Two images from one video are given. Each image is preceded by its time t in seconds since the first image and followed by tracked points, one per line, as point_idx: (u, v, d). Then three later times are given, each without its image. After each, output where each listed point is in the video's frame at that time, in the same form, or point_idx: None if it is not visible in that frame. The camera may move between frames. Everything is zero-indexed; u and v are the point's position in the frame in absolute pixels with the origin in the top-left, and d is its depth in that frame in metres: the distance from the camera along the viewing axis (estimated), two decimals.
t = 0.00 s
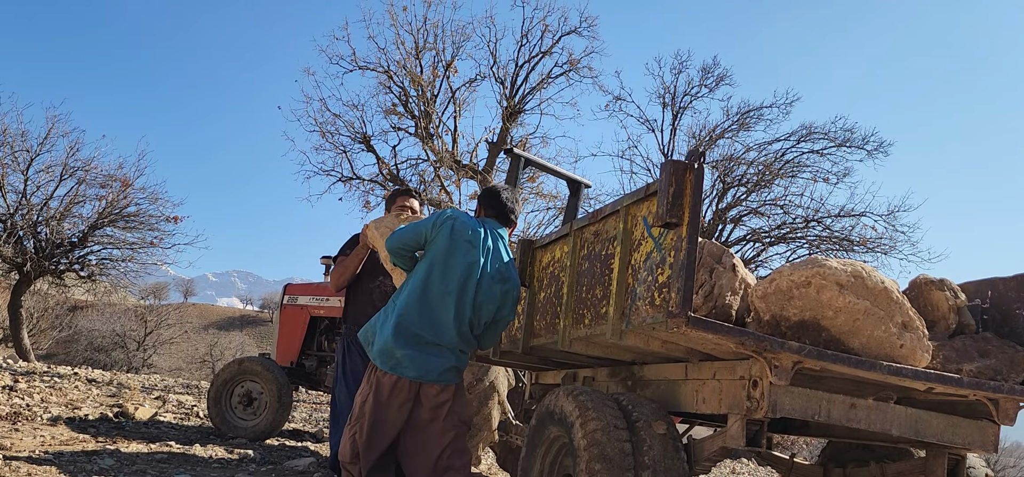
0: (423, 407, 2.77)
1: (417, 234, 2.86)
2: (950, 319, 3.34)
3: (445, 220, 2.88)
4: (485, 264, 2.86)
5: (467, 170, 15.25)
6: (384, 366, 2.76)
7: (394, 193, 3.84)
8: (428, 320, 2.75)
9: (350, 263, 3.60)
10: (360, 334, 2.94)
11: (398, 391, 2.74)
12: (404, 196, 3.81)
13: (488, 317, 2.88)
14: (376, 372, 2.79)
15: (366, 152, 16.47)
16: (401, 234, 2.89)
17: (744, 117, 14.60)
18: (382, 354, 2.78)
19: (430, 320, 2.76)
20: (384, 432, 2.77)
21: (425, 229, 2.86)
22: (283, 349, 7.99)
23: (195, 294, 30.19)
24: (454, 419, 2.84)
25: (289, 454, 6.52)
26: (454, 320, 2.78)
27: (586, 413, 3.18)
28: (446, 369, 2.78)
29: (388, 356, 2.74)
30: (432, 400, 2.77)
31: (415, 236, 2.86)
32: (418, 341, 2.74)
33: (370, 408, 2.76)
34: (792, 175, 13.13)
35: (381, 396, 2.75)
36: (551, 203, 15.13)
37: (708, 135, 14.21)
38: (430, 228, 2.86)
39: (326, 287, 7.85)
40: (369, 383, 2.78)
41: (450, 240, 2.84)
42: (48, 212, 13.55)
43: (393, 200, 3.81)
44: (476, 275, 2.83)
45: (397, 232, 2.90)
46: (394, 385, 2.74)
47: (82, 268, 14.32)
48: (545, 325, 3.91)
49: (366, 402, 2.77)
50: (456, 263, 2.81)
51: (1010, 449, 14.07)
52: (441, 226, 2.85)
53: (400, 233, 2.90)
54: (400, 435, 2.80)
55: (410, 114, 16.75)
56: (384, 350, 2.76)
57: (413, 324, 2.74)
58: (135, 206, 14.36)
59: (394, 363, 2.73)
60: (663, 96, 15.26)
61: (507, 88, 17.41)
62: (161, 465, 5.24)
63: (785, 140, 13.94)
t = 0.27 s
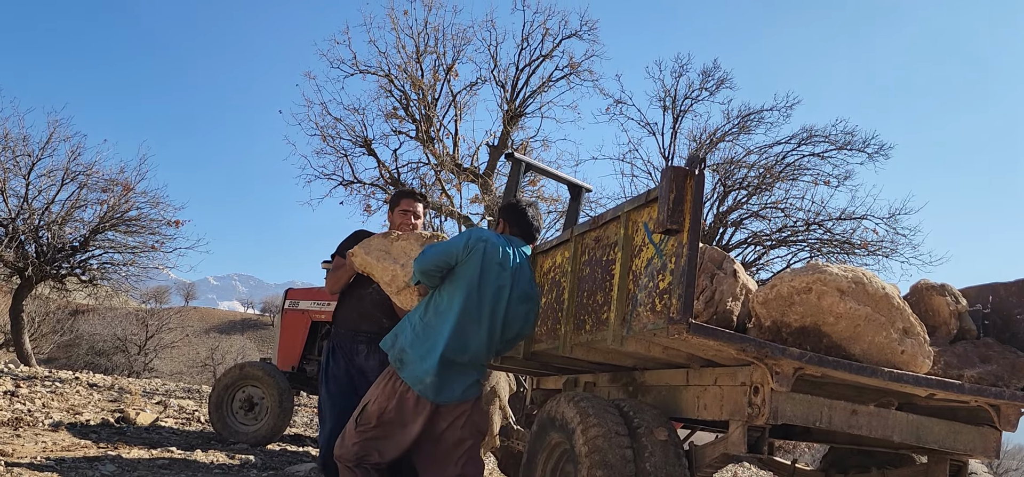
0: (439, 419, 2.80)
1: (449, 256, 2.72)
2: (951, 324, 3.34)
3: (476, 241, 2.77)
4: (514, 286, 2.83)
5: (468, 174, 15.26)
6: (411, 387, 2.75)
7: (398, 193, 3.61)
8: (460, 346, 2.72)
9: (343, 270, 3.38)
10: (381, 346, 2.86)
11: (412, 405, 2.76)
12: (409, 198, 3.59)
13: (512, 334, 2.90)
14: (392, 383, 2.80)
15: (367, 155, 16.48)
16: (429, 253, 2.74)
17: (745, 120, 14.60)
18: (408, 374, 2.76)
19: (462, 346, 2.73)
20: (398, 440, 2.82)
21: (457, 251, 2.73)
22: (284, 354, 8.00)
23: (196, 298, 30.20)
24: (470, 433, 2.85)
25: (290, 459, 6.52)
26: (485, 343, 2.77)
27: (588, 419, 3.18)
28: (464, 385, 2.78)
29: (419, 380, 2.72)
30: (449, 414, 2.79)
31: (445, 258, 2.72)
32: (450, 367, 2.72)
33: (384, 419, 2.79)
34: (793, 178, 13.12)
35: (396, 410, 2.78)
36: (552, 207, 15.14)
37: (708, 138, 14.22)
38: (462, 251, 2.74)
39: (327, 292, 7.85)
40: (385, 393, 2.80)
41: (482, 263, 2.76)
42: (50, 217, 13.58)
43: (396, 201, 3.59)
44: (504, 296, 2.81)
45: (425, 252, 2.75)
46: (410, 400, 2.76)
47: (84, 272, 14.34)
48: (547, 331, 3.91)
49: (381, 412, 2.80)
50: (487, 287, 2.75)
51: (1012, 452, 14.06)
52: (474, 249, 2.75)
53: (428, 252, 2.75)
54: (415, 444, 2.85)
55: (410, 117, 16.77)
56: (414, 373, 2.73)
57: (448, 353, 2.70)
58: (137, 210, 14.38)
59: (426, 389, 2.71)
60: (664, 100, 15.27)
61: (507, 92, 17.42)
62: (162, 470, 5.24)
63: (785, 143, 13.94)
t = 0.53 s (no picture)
0: (447, 416, 2.80)
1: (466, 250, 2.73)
2: (955, 324, 3.34)
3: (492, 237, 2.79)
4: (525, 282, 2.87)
5: (471, 173, 15.26)
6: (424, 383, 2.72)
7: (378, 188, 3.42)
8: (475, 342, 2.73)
9: (326, 271, 3.26)
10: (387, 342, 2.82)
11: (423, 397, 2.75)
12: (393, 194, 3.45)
13: (520, 331, 2.94)
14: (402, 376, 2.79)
15: (370, 155, 16.48)
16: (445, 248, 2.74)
17: (748, 118, 14.58)
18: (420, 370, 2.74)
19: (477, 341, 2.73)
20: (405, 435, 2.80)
21: (474, 246, 2.74)
22: (287, 353, 8.02)
23: (200, 297, 30.26)
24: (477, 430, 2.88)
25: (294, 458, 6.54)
26: (497, 339, 2.79)
27: (591, 418, 3.18)
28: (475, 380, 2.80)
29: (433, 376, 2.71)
30: (456, 411, 2.80)
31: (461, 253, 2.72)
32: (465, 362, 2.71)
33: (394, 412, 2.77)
34: (796, 176, 13.11)
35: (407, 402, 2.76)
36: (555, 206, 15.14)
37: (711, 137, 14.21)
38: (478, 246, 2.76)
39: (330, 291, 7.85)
40: (394, 387, 2.77)
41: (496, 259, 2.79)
42: (53, 216, 13.61)
43: (374, 198, 3.43)
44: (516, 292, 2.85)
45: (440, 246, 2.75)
46: (421, 395, 2.75)
47: (87, 271, 14.36)
48: (550, 330, 3.91)
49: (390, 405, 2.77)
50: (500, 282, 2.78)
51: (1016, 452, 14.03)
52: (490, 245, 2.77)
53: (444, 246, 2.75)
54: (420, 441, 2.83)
55: (413, 117, 16.77)
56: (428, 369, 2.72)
57: (468, 349, 2.69)
58: (140, 210, 14.40)
59: (443, 386, 2.70)
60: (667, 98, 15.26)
61: (510, 91, 17.42)
62: (166, 470, 5.25)
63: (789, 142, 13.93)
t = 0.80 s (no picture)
0: (469, 401, 3.03)
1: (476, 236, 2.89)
2: (961, 319, 3.33)
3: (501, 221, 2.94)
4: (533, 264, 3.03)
5: (476, 169, 15.26)
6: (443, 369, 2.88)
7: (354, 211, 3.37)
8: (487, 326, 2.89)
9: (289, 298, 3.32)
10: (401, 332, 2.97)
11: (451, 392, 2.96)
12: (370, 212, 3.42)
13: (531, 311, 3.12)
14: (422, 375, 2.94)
15: (376, 151, 16.50)
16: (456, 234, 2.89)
17: (754, 113, 14.54)
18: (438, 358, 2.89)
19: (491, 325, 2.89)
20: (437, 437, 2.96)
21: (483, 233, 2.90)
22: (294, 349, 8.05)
23: (206, 293, 30.34)
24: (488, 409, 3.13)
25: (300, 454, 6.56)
26: (509, 323, 2.94)
27: (596, 415, 3.18)
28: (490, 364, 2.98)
29: (452, 360, 2.87)
30: (478, 396, 3.04)
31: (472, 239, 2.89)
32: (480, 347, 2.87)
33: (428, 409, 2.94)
34: (803, 171, 13.07)
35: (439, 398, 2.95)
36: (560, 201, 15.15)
37: (717, 132, 14.19)
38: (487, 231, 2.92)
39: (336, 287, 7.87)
40: (420, 383, 2.93)
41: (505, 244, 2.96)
42: (60, 213, 13.68)
43: (343, 219, 3.43)
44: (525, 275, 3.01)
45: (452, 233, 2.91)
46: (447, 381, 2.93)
47: (94, 267, 14.43)
48: (555, 326, 3.92)
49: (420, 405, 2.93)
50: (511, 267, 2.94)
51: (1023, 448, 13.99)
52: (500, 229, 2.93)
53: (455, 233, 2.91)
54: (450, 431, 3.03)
55: (418, 113, 16.78)
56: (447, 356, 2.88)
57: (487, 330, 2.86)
58: (146, 206, 14.46)
59: (465, 369, 2.86)
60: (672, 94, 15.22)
61: (515, 86, 17.41)
62: (174, 465, 5.28)
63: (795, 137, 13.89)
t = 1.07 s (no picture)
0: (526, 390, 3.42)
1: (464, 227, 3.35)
2: (972, 312, 3.31)
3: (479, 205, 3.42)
4: (523, 233, 3.54)
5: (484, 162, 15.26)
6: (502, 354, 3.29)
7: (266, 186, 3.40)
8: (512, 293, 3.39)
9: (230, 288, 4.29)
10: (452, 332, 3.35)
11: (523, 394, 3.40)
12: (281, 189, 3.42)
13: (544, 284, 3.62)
14: (499, 383, 3.32)
15: (384, 145, 16.51)
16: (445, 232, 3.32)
17: (762, 107, 14.48)
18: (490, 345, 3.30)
19: (515, 293, 3.41)
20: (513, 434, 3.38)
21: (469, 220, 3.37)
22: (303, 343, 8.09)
23: (215, 287, 30.47)
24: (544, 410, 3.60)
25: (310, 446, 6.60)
26: (529, 285, 3.47)
27: (605, 408, 3.19)
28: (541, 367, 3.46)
29: (503, 340, 3.31)
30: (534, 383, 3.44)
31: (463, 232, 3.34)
32: (519, 315, 3.38)
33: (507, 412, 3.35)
34: (812, 165, 13.01)
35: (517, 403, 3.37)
36: (568, 196, 15.15)
37: (726, 125, 14.13)
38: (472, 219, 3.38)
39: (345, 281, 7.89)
40: (483, 387, 3.32)
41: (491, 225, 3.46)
42: (70, 207, 13.76)
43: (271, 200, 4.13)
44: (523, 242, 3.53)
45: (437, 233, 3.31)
46: (509, 379, 3.32)
47: (104, 261, 14.51)
48: (563, 320, 3.92)
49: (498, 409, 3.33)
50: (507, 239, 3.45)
51: None
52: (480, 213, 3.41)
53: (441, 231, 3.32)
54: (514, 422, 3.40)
55: (426, 107, 16.78)
56: (498, 338, 3.30)
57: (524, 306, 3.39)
58: (155, 200, 14.52)
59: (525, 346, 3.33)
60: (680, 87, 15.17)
61: (523, 80, 17.38)
62: (184, 458, 5.32)
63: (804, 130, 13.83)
